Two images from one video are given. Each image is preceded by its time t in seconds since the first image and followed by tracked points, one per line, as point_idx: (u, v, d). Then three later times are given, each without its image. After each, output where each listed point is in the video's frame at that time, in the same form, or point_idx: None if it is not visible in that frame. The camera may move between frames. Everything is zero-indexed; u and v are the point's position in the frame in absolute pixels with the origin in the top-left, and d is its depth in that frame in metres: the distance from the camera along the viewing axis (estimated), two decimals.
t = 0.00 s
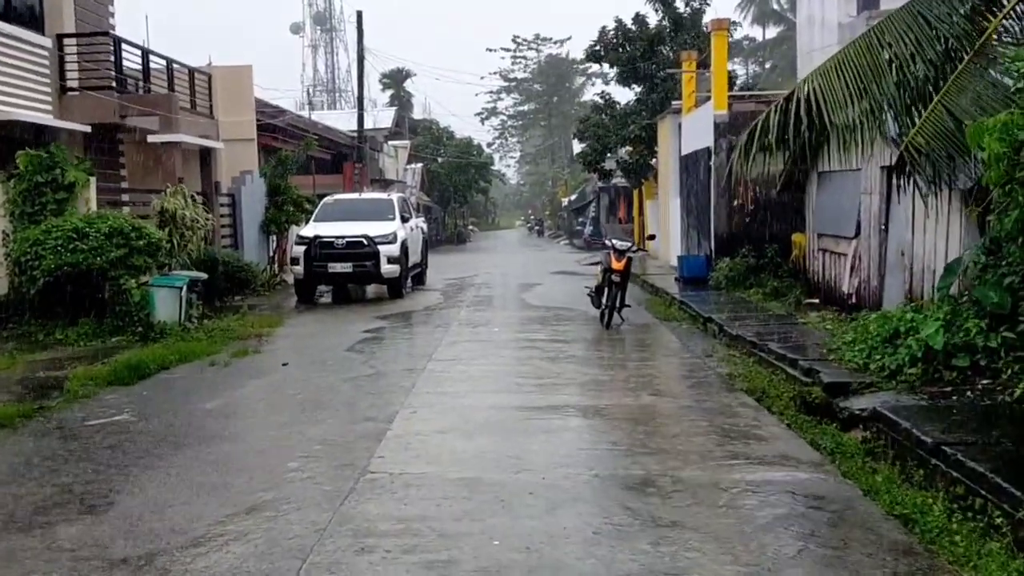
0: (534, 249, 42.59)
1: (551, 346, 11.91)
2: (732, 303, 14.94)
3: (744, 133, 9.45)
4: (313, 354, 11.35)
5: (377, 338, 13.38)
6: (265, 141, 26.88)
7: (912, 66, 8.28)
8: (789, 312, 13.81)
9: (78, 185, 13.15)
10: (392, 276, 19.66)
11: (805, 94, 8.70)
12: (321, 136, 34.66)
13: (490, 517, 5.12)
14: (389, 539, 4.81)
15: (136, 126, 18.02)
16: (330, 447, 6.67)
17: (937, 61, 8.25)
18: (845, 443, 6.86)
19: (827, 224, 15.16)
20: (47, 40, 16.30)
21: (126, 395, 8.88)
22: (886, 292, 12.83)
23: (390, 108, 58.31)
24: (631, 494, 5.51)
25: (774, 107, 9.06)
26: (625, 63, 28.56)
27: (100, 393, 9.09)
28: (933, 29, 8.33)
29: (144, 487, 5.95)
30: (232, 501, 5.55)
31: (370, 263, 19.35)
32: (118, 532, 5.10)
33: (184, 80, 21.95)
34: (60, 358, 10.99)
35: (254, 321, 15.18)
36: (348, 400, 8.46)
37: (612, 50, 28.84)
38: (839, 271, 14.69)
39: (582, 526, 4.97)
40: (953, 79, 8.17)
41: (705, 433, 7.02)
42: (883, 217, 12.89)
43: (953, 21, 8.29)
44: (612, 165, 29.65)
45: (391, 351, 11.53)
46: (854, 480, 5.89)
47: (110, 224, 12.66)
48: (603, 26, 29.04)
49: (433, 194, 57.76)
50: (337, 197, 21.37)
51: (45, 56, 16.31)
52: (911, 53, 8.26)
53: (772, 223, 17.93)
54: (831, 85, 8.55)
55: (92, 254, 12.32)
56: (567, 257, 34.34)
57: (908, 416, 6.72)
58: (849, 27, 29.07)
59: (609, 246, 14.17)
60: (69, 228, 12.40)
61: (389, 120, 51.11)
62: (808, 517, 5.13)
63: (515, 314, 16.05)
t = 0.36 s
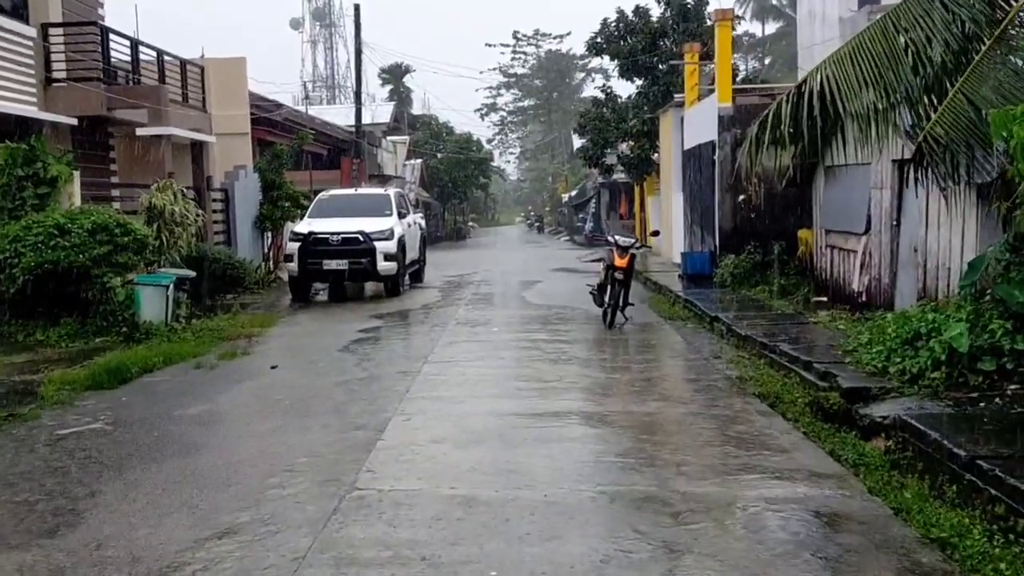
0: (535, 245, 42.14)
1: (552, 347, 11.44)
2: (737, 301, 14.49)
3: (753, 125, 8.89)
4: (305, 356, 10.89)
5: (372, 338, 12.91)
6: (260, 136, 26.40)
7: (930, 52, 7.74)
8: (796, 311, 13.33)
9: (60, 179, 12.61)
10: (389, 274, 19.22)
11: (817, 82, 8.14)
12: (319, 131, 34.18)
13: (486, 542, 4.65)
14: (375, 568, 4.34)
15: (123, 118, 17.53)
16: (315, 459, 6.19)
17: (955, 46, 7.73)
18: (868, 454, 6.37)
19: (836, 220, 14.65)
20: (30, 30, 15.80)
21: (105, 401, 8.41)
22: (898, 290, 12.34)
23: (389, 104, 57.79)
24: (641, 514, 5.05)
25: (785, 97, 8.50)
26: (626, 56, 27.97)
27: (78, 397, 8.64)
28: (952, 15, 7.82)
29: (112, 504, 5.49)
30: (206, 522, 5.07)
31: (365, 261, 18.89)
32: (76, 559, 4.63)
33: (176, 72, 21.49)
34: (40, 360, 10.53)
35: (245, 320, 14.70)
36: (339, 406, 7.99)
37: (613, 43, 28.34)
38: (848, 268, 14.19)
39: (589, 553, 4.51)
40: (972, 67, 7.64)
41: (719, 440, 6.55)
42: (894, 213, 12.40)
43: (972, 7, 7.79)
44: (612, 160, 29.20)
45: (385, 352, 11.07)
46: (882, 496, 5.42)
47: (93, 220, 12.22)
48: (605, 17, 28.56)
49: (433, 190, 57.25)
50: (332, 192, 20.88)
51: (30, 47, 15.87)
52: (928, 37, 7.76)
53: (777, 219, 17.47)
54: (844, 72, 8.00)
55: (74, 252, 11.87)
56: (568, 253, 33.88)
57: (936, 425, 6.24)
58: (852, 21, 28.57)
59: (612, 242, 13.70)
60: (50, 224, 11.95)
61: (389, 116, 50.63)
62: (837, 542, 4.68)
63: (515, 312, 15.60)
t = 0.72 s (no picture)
0: (535, 243, 41.65)
1: (555, 349, 10.98)
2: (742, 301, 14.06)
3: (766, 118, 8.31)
4: (296, 360, 10.43)
5: (369, 340, 12.45)
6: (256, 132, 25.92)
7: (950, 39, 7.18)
8: (805, 311, 12.87)
9: (43, 176, 12.29)
10: (386, 273, 18.76)
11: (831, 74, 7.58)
12: (316, 128, 33.69)
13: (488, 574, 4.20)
14: None
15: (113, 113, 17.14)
16: (302, 474, 5.72)
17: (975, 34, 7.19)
18: (894, 467, 5.84)
19: (846, 217, 14.15)
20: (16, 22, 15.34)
21: (83, 411, 7.95)
22: (910, 290, 11.87)
23: (388, 101, 57.27)
24: (657, 539, 4.60)
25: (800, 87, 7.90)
26: (628, 51, 27.59)
27: (54, 405, 8.19)
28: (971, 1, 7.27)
29: (78, 529, 5.03)
30: (179, 551, 4.62)
31: (362, 259, 18.43)
32: None
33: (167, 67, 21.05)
34: (19, 365, 10.08)
35: (236, 322, 14.24)
36: (328, 413, 7.53)
37: (615, 37, 27.89)
38: (858, 266, 13.70)
39: None
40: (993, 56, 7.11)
41: (737, 450, 6.10)
42: (906, 209, 11.92)
43: None
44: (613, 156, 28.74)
45: (381, 356, 10.61)
46: (917, 518, 4.93)
47: (76, 219, 11.67)
48: (606, 12, 28.09)
49: (432, 188, 56.73)
50: (328, 190, 20.44)
51: (16, 39, 15.42)
52: (948, 24, 7.19)
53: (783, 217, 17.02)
54: (860, 63, 7.42)
55: (54, 254, 11.36)
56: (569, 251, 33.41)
57: (968, 437, 5.72)
58: (854, 17, 28.14)
59: (615, 240, 13.28)
60: (31, 224, 11.43)
61: (387, 113, 50.12)
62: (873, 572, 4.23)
63: (516, 312, 15.13)
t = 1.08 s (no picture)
0: (537, 242, 41.21)
1: (557, 355, 10.52)
2: (747, 302, 13.67)
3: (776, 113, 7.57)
4: (287, 367, 9.99)
5: (364, 345, 12.00)
6: (252, 130, 25.45)
7: (972, 31, 6.46)
8: (814, 314, 12.42)
9: (25, 176, 11.92)
10: (384, 274, 18.32)
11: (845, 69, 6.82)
12: (315, 126, 33.25)
13: None
14: None
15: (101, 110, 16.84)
16: (285, 496, 5.27)
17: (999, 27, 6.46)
18: (920, 488, 5.19)
19: (855, 217, 13.68)
20: None
21: (58, 423, 7.51)
22: (923, 292, 11.43)
23: (389, 99, 56.81)
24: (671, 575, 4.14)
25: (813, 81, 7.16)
26: (630, 49, 27.12)
27: (27, 417, 7.76)
28: None
29: (36, 561, 4.59)
30: None
31: (359, 260, 17.99)
32: None
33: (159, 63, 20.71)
34: None
35: (229, 325, 13.83)
36: (317, 423, 7.08)
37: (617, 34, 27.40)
38: (868, 266, 13.25)
39: None
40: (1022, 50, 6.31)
41: (756, 466, 5.63)
42: (918, 209, 11.47)
43: None
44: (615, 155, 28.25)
45: (375, 362, 10.16)
46: (954, 552, 4.34)
47: (60, 219, 11.29)
48: (607, 8, 27.60)
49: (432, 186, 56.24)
50: (325, 188, 20.01)
51: None
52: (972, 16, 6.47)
53: (788, 216, 16.55)
54: (878, 56, 6.63)
55: (36, 256, 11.03)
56: (570, 250, 32.96)
57: (1000, 454, 5.05)
58: (858, 14, 27.66)
59: (619, 241, 12.85)
60: (12, 225, 11.08)
61: (388, 110, 49.66)
62: None
63: (517, 315, 14.67)
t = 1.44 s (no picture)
0: (540, 243, 40.88)
1: (558, 361, 10.14)
2: (753, 306, 13.33)
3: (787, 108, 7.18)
4: (277, 375, 9.63)
5: (358, 351, 11.62)
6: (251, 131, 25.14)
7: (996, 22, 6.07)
8: (824, 319, 12.05)
9: (10, 176, 11.61)
10: (382, 276, 17.98)
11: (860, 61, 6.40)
12: (315, 127, 32.90)
13: None
14: None
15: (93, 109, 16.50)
16: (263, 519, 4.90)
17: None
18: (943, 509, 4.82)
19: (865, 219, 13.34)
20: None
21: (33, 436, 7.15)
22: (936, 296, 11.07)
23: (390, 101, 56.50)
24: None
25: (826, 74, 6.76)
26: (632, 47, 26.75)
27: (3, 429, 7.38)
28: None
29: None
30: None
31: (357, 262, 17.65)
32: None
33: (155, 62, 20.42)
34: None
35: (221, 329, 13.43)
36: (303, 436, 6.71)
37: (618, 33, 27.07)
38: (880, 269, 12.88)
39: None
40: None
41: (768, 485, 5.26)
42: (931, 211, 11.11)
43: None
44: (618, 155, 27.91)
45: (370, 370, 9.79)
46: None
47: (46, 220, 11.05)
48: (609, 7, 27.29)
49: (434, 187, 55.92)
50: (323, 189, 19.66)
51: None
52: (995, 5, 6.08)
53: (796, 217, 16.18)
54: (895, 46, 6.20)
55: (20, 256, 10.76)
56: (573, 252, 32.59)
57: None
58: (862, 13, 27.29)
59: (621, 243, 12.48)
60: None
61: (389, 111, 49.35)
62: None
63: (518, 319, 14.30)
